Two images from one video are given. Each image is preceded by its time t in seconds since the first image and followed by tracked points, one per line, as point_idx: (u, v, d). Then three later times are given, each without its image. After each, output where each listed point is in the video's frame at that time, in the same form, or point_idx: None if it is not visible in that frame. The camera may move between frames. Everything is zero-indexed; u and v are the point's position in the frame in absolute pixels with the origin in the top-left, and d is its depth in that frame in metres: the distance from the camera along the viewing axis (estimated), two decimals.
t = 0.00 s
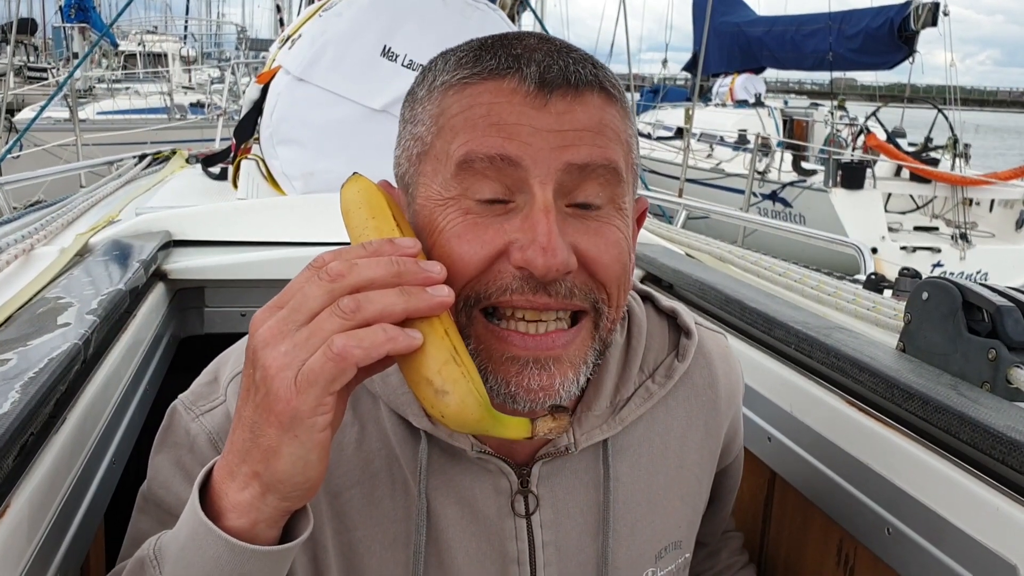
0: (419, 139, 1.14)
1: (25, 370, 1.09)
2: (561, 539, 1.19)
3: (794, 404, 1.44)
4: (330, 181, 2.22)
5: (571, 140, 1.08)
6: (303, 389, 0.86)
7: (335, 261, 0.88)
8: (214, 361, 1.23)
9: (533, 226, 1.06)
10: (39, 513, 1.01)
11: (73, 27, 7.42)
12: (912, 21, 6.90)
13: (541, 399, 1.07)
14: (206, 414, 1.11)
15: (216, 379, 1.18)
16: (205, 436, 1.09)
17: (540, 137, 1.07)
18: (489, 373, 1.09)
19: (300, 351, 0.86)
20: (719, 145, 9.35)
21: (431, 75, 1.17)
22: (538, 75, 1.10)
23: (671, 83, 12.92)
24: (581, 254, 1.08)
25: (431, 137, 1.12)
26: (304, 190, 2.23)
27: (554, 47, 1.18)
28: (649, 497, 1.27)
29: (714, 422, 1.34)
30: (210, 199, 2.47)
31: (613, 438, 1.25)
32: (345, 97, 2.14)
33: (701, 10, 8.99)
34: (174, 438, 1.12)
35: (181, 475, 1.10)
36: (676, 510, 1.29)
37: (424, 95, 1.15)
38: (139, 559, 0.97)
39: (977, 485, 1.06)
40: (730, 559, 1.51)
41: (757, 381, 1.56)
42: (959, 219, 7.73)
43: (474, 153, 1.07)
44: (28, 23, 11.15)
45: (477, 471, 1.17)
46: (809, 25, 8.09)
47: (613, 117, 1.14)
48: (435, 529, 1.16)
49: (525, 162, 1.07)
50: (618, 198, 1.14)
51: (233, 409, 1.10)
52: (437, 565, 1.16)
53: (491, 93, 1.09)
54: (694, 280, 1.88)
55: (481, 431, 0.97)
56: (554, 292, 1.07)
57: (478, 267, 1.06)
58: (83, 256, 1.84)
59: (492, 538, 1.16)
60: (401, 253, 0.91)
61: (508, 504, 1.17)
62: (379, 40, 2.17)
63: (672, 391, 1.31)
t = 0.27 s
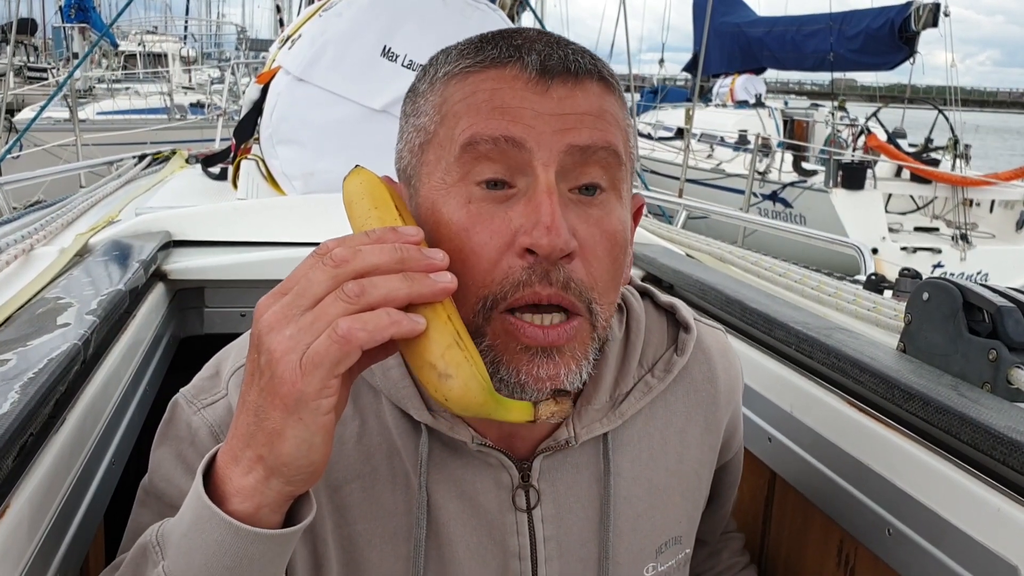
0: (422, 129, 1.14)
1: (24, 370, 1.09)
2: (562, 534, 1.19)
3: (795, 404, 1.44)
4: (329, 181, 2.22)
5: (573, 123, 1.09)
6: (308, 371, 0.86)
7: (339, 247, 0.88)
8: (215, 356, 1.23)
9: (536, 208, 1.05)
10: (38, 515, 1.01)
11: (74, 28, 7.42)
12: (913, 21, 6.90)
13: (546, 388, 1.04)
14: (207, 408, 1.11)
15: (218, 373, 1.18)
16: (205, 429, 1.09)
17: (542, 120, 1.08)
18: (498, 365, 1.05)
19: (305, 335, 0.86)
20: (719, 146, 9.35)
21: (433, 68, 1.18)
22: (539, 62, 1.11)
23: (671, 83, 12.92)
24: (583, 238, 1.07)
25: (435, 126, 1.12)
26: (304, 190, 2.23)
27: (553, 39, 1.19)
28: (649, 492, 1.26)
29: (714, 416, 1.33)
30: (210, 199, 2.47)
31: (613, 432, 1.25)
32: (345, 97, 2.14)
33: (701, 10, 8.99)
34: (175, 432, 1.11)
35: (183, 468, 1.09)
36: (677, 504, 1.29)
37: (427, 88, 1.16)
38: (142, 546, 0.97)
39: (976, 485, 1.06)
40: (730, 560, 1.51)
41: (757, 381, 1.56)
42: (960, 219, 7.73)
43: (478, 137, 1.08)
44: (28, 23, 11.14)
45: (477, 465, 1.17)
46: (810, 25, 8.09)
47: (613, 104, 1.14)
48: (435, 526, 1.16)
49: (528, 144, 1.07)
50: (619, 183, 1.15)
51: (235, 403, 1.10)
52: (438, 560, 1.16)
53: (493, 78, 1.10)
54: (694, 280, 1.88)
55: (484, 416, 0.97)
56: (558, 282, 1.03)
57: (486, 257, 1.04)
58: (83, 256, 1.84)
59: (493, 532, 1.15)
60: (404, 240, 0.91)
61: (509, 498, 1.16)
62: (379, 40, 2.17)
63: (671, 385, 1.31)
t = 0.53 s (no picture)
0: (425, 118, 1.14)
1: (24, 370, 1.09)
2: (563, 527, 1.19)
3: (796, 404, 1.44)
4: (330, 180, 2.22)
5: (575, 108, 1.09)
6: (309, 343, 0.86)
7: (342, 224, 0.88)
8: (218, 347, 1.23)
9: (538, 192, 1.05)
10: (39, 515, 1.01)
11: (74, 28, 7.42)
12: (913, 22, 6.90)
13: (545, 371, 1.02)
14: (208, 397, 1.10)
15: (219, 364, 1.18)
16: (205, 417, 1.08)
17: (544, 105, 1.08)
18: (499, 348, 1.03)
19: (307, 309, 0.86)
20: (720, 146, 9.35)
21: (435, 58, 1.18)
22: (541, 50, 1.11)
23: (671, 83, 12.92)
24: (584, 221, 1.07)
25: (438, 113, 1.12)
26: (304, 190, 2.23)
27: (554, 28, 1.20)
28: (652, 485, 1.26)
29: (715, 410, 1.33)
30: (210, 198, 2.47)
31: (614, 424, 1.25)
32: (345, 97, 2.14)
33: (701, 11, 8.99)
34: (176, 421, 1.11)
35: (183, 456, 1.09)
36: (679, 497, 1.29)
37: (430, 77, 1.16)
38: (141, 526, 0.97)
39: (978, 484, 1.06)
40: (732, 560, 1.51)
41: (758, 381, 1.56)
42: (960, 219, 7.73)
43: (482, 122, 1.08)
44: (27, 23, 11.13)
45: (479, 458, 1.16)
46: (810, 26, 8.08)
47: (613, 91, 1.15)
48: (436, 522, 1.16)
49: (531, 129, 1.07)
50: (619, 170, 1.15)
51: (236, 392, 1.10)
52: (439, 554, 1.16)
53: (495, 65, 1.10)
54: (694, 281, 1.87)
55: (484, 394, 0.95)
56: (558, 265, 1.02)
57: (490, 242, 1.03)
58: (83, 256, 1.84)
59: (494, 524, 1.15)
60: (407, 221, 0.91)
61: (510, 491, 1.16)
62: (379, 39, 2.16)
63: (673, 378, 1.31)
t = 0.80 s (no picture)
0: (416, 122, 1.14)
1: (23, 371, 1.09)
2: (559, 532, 1.19)
3: (795, 405, 1.44)
4: (329, 180, 2.22)
5: (565, 112, 1.09)
6: (295, 356, 0.85)
7: (330, 234, 0.88)
8: (213, 352, 1.23)
9: (529, 198, 1.05)
10: (38, 516, 1.01)
11: (73, 28, 7.41)
12: (913, 22, 6.90)
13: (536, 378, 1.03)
14: (203, 404, 1.10)
15: (215, 369, 1.18)
16: (200, 425, 1.08)
17: (534, 108, 1.07)
18: (490, 356, 1.05)
19: (294, 322, 0.86)
20: (720, 146, 9.35)
21: (426, 62, 1.18)
22: (531, 54, 1.11)
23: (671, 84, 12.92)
24: (575, 226, 1.07)
25: (428, 118, 1.12)
26: (303, 190, 2.23)
27: (545, 30, 1.19)
28: (647, 490, 1.26)
29: (712, 415, 1.33)
30: (209, 198, 2.47)
31: (609, 430, 1.25)
32: (345, 97, 2.14)
33: (701, 11, 8.99)
34: (170, 428, 1.11)
35: (176, 462, 1.09)
36: (676, 502, 1.29)
37: (421, 81, 1.16)
38: (132, 539, 0.97)
39: (977, 485, 1.06)
40: (730, 561, 1.51)
41: (756, 381, 1.56)
42: (960, 220, 7.73)
43: (471, 125, 1.07)
44: (27, 23, 11.12)
45: (474, 463, 1.16)
46: (810, 26, 8.08)
47: (605, 94, 1.15)
48: (432, 526, 1.15)
49: (520, 132, 1.07)
50: (611, 173, 1.14)
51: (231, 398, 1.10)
52: (434, 559, 1.15)
53: (485, 68, 1.10)
54: (694, 281, 1.87)
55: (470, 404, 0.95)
56: (549, 272, 1.03)
57: (480, 249, 1.03)
58: (83, 256, 1.84)
59: (490, 531, 1.15)
60: (396, 230, 0.91)
61: (505, 496, 1.16)
62: (378, 40, 2.16)
63: (669, 383, 1.31)
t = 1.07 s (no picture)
0: (410, 120, 1.13)
1: (19, 369, 1.09)
2: (555, 533, 1.18)
3: (792, 403, 1.44)
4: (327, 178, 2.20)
5: (562, 109, 1.09)
6: (280, 359, 0.85)
7: (316, 235, 0.88)
8: (207, 352, 1.23)
9: (526, 196, 1.05)
10: (34, 513, 1.00)
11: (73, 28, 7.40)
12: (913, 22, 6.90)
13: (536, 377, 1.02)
14: (194, 404, 1.10)
15: (207, 370, 1.18)
16: (191, 424, 1.08)
17: (531, 106, 1.07)
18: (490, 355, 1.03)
19: (278, 324, 0.85)
20: (719, 146, 9.35)
21: (420, 59, 1.18)
22: (526, 51, 1.11)
23: (670, 84, 12.93)
24: (573, 225, 1.06)
25: (423, 116, 1.11)
26: (302, 190, 2.21)
27: (540, 28, 1.19)
28: (644, 490, 1.26)
29: (708, 415, 1.33)
30: (207, 197, 2.47)
31: (605, 431, 1.24)
32: (343, 96, 2.14)
33: (701, 11, 8.99)
34: (163, 428, 1.11)
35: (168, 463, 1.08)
36: (673, 503, 1.29)
37: (415, 79, 1.16)
38: (118, 539, 0.96)
39: (975, 483, 1.07)
40: (728, 557, 1.51)
41: (754, 379, 1.56)
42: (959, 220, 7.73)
43: (467, 123, 1.07)
44: (26, 23, 11.12)
45: (469, 464, 1.16)
46: (809, 26, 8.09)
47: (601, 91, 1.15)
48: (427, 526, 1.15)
49: (517, 130, 1.07)
50: (608, 170, 1.14)
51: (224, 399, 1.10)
52: (430, 559, 1.15)
53: (480, 66, 1.10)
54: (691, 279, 1.87)
55: (458, 408, 0.95)
56: (548, 270, 1.02)
57: (477, 249, 1.03)
58: (81, 255, 1.83)
59: (485, 531, 1.15)
60: (383, 230, 0.90)
61: (500, 497, 1.16)
62: (376, 39, 2.17)
63: (665, 382, 1.31)
